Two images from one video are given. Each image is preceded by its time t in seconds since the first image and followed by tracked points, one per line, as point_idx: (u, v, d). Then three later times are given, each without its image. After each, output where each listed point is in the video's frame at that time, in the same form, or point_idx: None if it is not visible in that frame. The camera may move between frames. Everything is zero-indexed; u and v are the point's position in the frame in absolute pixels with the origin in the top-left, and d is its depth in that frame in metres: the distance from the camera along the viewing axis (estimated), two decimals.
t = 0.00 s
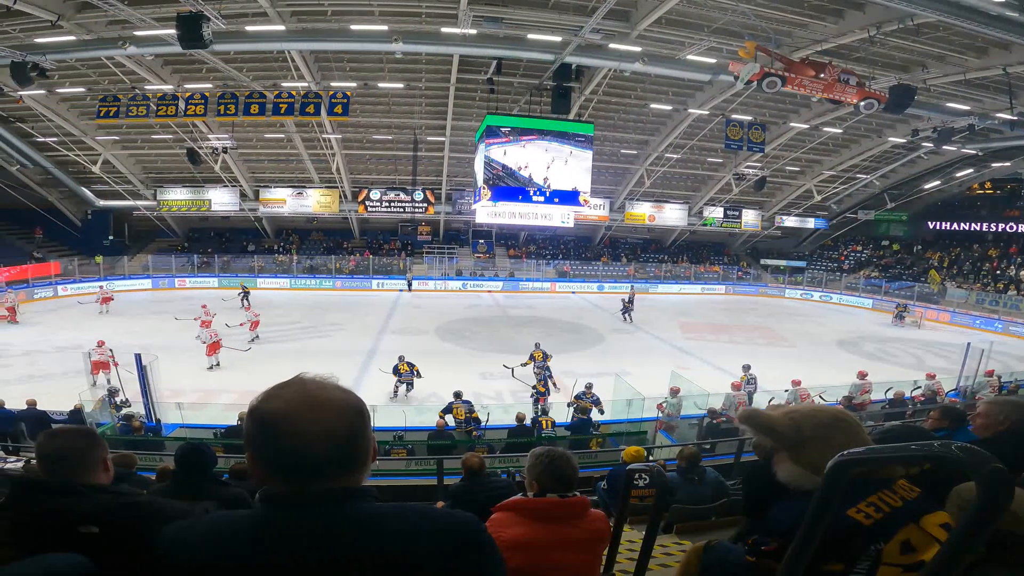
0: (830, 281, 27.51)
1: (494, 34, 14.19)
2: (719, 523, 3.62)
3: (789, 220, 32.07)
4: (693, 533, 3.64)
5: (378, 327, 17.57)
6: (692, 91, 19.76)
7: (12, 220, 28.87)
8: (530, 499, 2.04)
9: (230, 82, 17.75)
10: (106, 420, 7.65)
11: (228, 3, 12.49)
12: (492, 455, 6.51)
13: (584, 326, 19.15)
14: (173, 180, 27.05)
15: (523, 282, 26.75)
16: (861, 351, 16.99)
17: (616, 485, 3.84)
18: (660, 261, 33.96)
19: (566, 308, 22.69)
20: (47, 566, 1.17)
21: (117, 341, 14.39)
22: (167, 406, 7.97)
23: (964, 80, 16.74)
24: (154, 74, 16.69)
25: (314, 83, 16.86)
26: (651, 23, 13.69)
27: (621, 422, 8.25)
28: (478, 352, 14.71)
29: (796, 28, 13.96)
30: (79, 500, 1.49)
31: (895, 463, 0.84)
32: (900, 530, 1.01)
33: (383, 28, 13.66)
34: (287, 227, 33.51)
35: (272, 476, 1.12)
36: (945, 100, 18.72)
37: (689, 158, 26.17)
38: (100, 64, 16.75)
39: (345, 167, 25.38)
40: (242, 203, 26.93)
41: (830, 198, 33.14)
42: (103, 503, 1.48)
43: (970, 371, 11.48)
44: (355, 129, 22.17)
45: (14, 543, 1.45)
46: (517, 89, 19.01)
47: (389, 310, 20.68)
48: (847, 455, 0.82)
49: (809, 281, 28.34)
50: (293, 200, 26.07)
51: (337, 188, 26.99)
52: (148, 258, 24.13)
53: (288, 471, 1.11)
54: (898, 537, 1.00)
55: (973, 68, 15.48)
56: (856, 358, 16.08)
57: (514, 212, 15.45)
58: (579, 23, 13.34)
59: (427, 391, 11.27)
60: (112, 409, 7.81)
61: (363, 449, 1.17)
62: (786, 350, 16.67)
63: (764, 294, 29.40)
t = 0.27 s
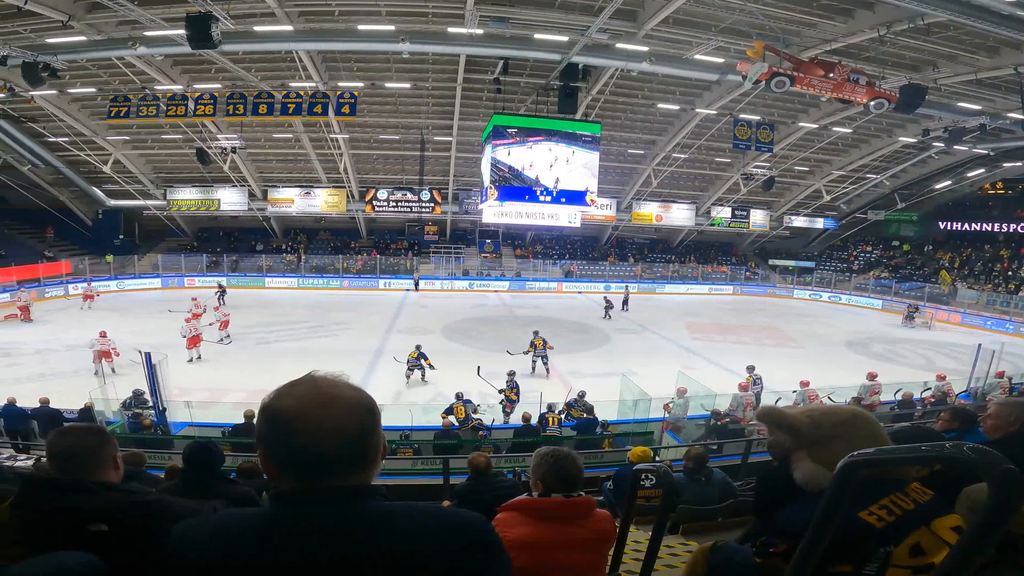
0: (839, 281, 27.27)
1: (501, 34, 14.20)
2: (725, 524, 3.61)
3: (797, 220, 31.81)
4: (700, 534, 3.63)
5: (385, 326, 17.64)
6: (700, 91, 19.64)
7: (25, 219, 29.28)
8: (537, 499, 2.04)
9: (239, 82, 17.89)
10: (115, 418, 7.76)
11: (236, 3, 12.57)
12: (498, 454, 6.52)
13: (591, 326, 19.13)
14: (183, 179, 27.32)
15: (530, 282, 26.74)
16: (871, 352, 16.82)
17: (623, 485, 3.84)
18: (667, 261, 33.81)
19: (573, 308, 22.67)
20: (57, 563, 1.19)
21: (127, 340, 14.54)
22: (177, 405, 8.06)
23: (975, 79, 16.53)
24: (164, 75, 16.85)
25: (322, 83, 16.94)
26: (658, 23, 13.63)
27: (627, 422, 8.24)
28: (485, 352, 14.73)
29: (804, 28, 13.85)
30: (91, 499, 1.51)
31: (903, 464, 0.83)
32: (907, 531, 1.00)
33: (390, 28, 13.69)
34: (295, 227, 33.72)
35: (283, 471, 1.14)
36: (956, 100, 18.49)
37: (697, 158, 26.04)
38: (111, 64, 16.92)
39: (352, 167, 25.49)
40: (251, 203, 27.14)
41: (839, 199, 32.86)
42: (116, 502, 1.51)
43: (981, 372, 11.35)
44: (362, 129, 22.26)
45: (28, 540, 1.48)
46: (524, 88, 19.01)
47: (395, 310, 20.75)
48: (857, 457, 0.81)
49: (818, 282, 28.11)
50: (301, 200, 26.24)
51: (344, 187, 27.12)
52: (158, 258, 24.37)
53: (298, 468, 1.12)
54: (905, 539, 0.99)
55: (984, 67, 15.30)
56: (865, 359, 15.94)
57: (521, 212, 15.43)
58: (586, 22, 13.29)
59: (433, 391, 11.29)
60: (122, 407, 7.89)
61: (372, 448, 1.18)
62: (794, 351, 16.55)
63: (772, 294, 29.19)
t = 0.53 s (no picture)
0: (848, 282, 27.02)
1: (507, 34, 14.21)
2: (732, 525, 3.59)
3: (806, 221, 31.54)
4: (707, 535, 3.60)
5: (391, 326, 17.72)
6: (707, 91, 19.54)
7: (37, 219, 29.67)
8: (543, 499, 2.04)
9: (248, 82, 18.05)
10: (126, 416, 7.87)
11: (245, 3, 12.65)
12: (504, 454, 6.53)
13: (598, 326, 19.10)
14: (193, 180, 27.59)
15: (537, 282, 26.73)
16: (881, 354, 16.66)
17: (629, 485, 3.82)
18: (675, 261, 33.67)
19: (580, 309, 22.65)
20: (69, 561, 1.21)
21: (136, 339, 14.70)
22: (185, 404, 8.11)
23: (987, 79, 16.32)
24: (174, 76, 17.07)
25: (329, 83, 17.02)
26: (665, 23, 13.58)
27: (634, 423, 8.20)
28: (491, 352, 14.76)
29: (813, 27, 13.72)
30: (103, 497, 1.54)
31: (916, 466, 0.83)
32: (917, 535, 0.99)
33: (397, 28, 13.74)
34: (303, 227, 33.94)
35: (296, 470, 1.15)
36: (968, 100, 18.26)
37: (704, 158, 25.91)
38: (121, 65, 17.12)
39: (359, 167, 25.62)
40: (259, 203, 27.35)
41: (849, 199, 32.56)
42: (127, 501, 1.53)
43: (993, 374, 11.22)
44: (370, 129, 22.35)
45: (40, 538, 1.50)
46: (531, 88, 19.00)
47: (402, 310, 20.82)
48: (866, 457, 0.80)
49: (827, 283, 27.88)
50: (309, 200, 26.41)
51: (352, 187, 27.25)
52: (168, 257, 24.64)
53: (311, 467, 1.13)
54: (915, 543, 0.98)
55: (996, 67, 15.12)
56: (875, 360, 15.79)
57: (528, 213, 15.46)
58: (593, 22, 13.26)
59: (440, 391, 11.28)
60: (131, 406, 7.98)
61: (384, 446, 1.20)
62: (803, 352, 16.42)
63: (781, 295, 29.00)
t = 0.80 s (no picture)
0: (857, 283, 26.78)
1: (513, 34, 14.21)
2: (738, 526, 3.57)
3: (815, 221, 31.31)
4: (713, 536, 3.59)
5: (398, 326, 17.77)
6: (714, 91, 19.44)
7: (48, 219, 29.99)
8: (549, 500, 2.04)
9: (255, 82, 18.18)
10: (135, 416, 7.94)
11: (252, 4, 12.72)
12: (509, 454, 6.53)
13: (604, 326, 19.06)
14: (201, 180, 27.82)
15: (543, 282, 26.72)
16: (890, 355, 16.51)
17: (635, 485, 3.82)
18: (681, 261, 33.54)
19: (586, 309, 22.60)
20: (78, 560, 1.22)
21: (145, 339, 14.84)
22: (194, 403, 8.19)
23: (999, 78, 16.12)
24: (183, 76, 17.23)
25: (336, 83, 17.12)
26: (672, 22, 13.53)
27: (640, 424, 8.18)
28: (497, 352, 14.77)
29: (821, 26, 13.61)
30: (113, 495, 1.55)
31: (930, 468, 0.83)
32: (927, 537, 0.98)
33: (403, 29, 13.79)
34: (311, 227, 34.12)
35: (308, 469, 1.16)
36: (978, 99, 18.05)
37: (711, 158, 25.79)
38: (131, 66, 17.30)
39: (366, 168, 25.72)
40: (267, 203, 27.54)
41: (858, 199, 32.29)
42: (137, 499, 1.55)
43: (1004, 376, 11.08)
44: (376, 129, 22.42)
45: (51, 537, 1.51)
46: (537, 88, 18.99)
47: (409, 310, 20.88)
48: (879, 460, 0.80)
49: (835, 283, 27.65)
50: (316, 200, 26.55)
51: (359, 188, 27.37)
52: (176, 257, 24.86)
53: (323, 466, 1.14)
54: (923, 543, 0.98)
55: (1006, 66, 14.95)
56: (883, 361, 15.65)
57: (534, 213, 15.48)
58: (599, 22, 13.22)
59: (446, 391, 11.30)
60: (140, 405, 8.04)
61: (395, 446, 1.20)
62: (812, 353, 16.30)
63: (788, 295, 28.80)
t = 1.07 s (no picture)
0: (866, 283, 26.56)
1: (518, 34, 14.19)
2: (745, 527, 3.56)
3: (822, 221, 31.08)
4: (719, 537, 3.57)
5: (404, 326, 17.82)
6: (721, 90, 19.35)
7: (58, 219, 30.32)
8: (555, 499, 2.04)
9: (262, 83, 18.30)
10: (144, 415, 8.02)
11: (259, 5, 12.79)
12: (515, 454, 6.54)
13: (609, 326, 19.02)
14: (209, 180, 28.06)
15: (549, 282, 26.71)
16: (899, 356, 16.36)
17: (641, 485, 3.81)
18: (688, 261, 33.41)
19: (592, 309, 22.57)
20: (89, 559, 1.24)
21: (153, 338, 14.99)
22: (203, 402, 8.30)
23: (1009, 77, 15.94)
24: (191, 77, 17.39)
25: (342, 83, 17.21)
26: (678, 22, 13.47)
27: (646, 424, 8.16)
28: (502, 352, 14.78)
29: (828, 26, 13.52)
30: (124, 494, 1.57)
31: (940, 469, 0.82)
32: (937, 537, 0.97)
33: (409, 29, 13.83)
34: (317, 227, 34.31)
35: (319, 466, 1.16)
36: (989, 99, 17.86)
37: (718, 158, 25.67)
38: (139, 67, 17.47)
39: (372, 168, 25.82)
40: (275, 203, 27.73)
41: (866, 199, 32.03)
42: (147, 498, 1.56)
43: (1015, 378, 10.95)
44: (383, 129, 22.49)
45: (60, 536, 1.53)
46: (543, 88, 18.99)
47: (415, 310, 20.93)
48: (889, 460, 0.79)
49: (843, 284, 27.45)
50: (323, 200, 26.69)
51: (365, 188, 27.49)
52: (185, 257, 25.08)
53: (334, 464, 1.14)
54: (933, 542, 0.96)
55: (1017, 65, 14.77)
56: (892, 362, 15.51)
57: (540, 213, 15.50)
58: (604, 22, 13.19)
59: (452, 391, 11.31)
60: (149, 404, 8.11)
61: (405, 445, 1.21)
62: (819, 354, 16.18)
63: (796, 296, 28.60)
